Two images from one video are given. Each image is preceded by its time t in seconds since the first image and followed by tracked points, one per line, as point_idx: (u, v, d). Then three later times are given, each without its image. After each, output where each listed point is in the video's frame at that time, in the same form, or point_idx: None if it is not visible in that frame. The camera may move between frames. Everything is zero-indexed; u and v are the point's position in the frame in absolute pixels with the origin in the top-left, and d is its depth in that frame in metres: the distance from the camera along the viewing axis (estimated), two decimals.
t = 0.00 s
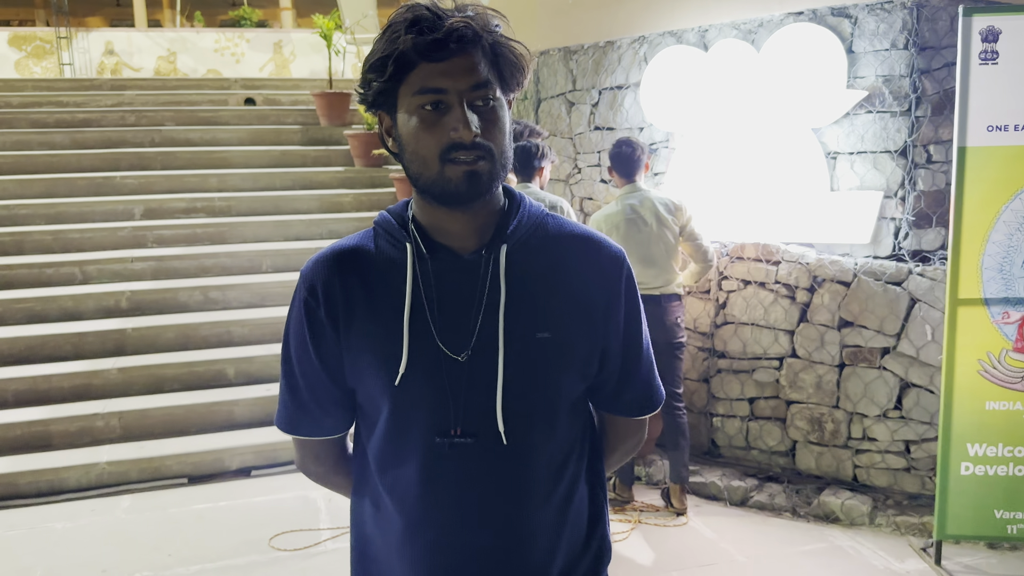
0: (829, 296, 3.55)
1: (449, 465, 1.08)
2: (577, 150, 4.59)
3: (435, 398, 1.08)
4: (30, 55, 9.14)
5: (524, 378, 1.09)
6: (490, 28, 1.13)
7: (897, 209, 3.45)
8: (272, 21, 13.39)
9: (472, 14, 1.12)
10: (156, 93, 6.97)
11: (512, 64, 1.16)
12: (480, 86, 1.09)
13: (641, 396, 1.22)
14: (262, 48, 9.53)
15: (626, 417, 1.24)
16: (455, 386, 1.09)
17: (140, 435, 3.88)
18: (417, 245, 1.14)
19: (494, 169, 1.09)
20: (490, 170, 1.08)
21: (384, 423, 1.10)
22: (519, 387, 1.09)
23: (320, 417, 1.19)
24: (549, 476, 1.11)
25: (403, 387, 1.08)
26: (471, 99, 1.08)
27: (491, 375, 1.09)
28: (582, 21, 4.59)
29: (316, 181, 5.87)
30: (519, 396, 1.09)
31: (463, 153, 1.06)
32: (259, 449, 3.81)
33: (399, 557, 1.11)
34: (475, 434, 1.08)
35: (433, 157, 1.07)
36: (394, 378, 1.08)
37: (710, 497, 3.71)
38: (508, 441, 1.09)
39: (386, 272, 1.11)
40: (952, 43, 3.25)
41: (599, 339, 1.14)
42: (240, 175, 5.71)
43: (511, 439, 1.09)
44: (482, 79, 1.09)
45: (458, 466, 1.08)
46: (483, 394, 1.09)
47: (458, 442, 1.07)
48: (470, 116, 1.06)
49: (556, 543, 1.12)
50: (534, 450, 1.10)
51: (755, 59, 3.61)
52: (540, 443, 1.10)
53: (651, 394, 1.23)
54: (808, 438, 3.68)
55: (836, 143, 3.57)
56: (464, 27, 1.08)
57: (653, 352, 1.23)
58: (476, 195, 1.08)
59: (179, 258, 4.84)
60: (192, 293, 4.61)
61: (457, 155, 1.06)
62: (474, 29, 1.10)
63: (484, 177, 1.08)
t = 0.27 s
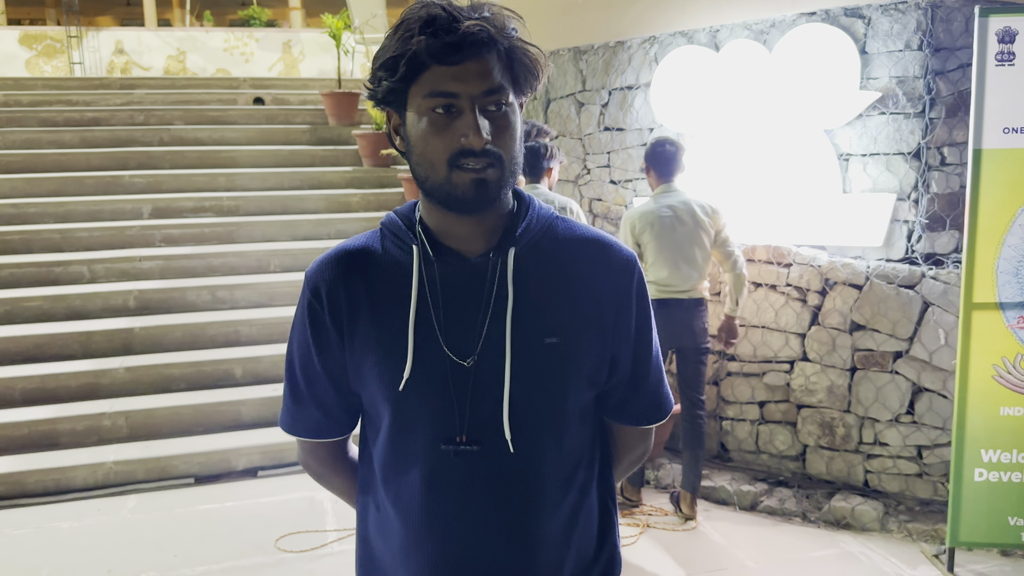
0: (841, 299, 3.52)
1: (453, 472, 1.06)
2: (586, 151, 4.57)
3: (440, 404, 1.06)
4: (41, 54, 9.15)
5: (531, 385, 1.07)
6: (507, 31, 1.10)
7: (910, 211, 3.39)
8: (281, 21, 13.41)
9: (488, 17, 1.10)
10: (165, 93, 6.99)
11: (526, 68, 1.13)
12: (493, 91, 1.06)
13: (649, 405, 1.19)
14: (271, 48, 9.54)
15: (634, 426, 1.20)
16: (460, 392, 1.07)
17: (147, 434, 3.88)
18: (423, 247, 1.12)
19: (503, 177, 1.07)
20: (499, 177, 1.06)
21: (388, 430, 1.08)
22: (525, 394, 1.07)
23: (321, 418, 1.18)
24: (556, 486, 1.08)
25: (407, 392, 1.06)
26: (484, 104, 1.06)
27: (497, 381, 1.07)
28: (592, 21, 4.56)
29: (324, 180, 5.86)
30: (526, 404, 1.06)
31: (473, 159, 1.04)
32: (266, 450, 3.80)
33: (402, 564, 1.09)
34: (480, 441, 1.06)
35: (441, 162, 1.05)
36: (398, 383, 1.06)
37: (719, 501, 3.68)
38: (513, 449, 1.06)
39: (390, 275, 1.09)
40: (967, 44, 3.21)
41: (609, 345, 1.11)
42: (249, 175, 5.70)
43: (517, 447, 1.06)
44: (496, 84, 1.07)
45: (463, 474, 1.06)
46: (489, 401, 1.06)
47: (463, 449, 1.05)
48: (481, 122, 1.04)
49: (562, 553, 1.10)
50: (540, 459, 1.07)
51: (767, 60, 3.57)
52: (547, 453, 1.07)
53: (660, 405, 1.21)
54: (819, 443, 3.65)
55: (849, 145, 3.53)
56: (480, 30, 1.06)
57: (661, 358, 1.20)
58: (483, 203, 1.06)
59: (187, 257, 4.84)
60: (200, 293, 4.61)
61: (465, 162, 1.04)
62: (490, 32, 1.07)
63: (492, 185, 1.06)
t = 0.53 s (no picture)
0: (850, 302, 3.49)
1: (455, 477, 1.04)
2: (594, 152, 4.55)
3: (440, 408, 1.04)
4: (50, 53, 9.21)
5: (532, 391, 1.05)
6: (519, 31, 1.09)
7: (920, 215, 3.37)
8: (289, 21, 13.43)
9: (500, 15, 1.08)
10: (173, 92, 7.00)
11: (538, 69, 1.12)
12: (504, 91, 1.05)
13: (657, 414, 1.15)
14: (279, 48, 9.55)
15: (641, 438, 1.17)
16: (462, 396, 1.05)
17: (153, 434, 3.88)
18: (428, 249, 1.11)
19: (513, 178, 1.05)
20: (508, 178, 1.04)
21: (387, 434, 1.06)
22: (527, 399, 1.05)
23: (319, 432, 1.14)
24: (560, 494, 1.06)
25: (407, 396, 1.04)
26: (494, 104, 1.05)
27: (499, 386, 1.05)
28: (600, 22, 4.55)
29: (331, 181, 5.86)
30: (528, 409, 1.04)
31: (482, 160, 1.02)
32: (272, 450, 3.80)
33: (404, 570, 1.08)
34: (482, 446, 1.04)
35: (449, 162, 1.03)
36: (398, 386, 1.04)
37: (727, 505, 3.65)
38: (515, 455, 1.04)
39: (395, 278, 1.08)
40: (979, 45, 3.19)
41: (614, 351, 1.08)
42: (256, 175, 5.70)
43: (520, 451, 1.04)
44: (507, 84, 1.05)
45: (465, 478, 1.04)
46: (490, 405, 1.05)
47: (465, 454, 1.03)
48: (491, 122, 1.03)
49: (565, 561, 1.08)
50: (542, 465, 1.05)
51: (777, 61, 3.55)
52: (549, 459, 1.05)
53: (669, 413, 1.16)
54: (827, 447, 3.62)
55: (859, 146, 3.51)
56: (491, 28, 1.05)
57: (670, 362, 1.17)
58: (492, 204, 1.04)
59: (194, 257, 4.84)
60: (207, 293, 4.61)
61: (474, 162, 1.03)
62: (502, 31, 1.06)
63: (501, 186, 1.04)
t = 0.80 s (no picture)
0: (856, 305, 3.48)
1: (459, 471, 0.99)
2: (600, 153, 4.55)
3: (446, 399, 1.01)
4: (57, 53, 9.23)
5: (538, 382, 1.01)
6: (525, 34, 1.08)
7: (927, 217, 3.36)
8: (295, 22, 13.46)
9: (507, 18, 1.07)
10: (179, 92, 7.02)
11: (545, 72, 1.11)
12: (509, 93, 1.04)
13: (675, 412, 1.04)
14: (285, 48, 9.57)
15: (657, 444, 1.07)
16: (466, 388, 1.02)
17: (157, 434, 3.89)
18: (433, 246, 1.08)
19: (516, 178, 1.04)
20: (512, 179, 1.03)
21: (390, 429, 1.02)
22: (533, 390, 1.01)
23: (312, 439, 1.05)
24: (570, 491, 1.00)
25: (412, 388, 1.01)
26: (499, 106, 1.04)
27: (504, 377, 1.01)
28: (606, 23, 4.54)
29: (337, 181, 5.86)
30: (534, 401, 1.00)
31: (485, 160, 1.01)
32: (276, 451, 3.80)
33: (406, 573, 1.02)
34: (487, 438, 1.00)
35: (454, 162, 1.03)
36: (404, 377, 1.01)
37: (732, 508, 3.65)
38: (521, 447, 1.00)
39: (399, 274, 1.06)
40: (986, 48, 3.18)
41: (622, 344, 1.03)
42: (261, 175, 5.71)
43: (525, 444, 1.00)
44: (512, 87, 1.04)
45: (471, 473, 0.99)
46: (496, 397, 1.01)
47: (470, 447, 0.99)
48: (495, 123, 1.02)
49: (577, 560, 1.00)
50: (548, 458, 1.00)
51: (783, 63, 3.54)
52: (556, 452, 1.00)
53: (691, 412, 1.05)
54: (833, 450, 3.61)
55: (866, 149, 3.49)
56: (498, 32, 1.04)
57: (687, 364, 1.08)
58: (495, 204, 1.03)
59: (200, 257, 4.85)
60: (212, 292, 4.61)
61: (478, 163, 1.02)
62: (508, 34, 1.05)
63: (504, 187, 1.03)
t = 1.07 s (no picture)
0: (860, 306, 3.48)
1: (463, 463, 0.99)
2: (603, 154, 4.55)
3: (451, 392, 0.99)
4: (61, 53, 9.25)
5: (542, 379, 0.99)
6: (522, 29, 1.05)
7: (931, 218, 3.36)
8: (299, 22, 13.48)
9: (503, 14, 1.05)
10: (183, 93, 7.03)
11: (548, 68, 1.07)
12: (499, 88, 1.01)
13: (663, 413, 1.03)
14: (289, 49, 9.59)
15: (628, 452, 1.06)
16: (471, 383, 1.00)
17: (160, 433, 3.89)
18: (439, 243, 1.06)
19: (504, 173, 1.01)
20: (498, 174, 1.00)
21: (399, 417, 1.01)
22: (537, 386, 0.99)
23: (333, 434, 1.03)
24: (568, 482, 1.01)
25: (418, 380, 1.00)
26: (488, 100, 1.01)
27: (508, 372, 0.99)
28: (610, 24, 4.55)
29: (340, 181, 5.87)
30: (539, 398, 0.99)
31: (470, 153, 0.99)
32: (279, 450, 3.81)
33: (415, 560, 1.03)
34: (491, 431, 0.99)
35: (440, 156, 1.01)
36: (411, 369, 1.00)
37: (735, 509, 3.65)
38: (525, 439, 0.99)
39: (404, 270, 1.04)
40: (991, 49, 3.19)
41: (623, 339, 1.02)
42: (265, 175, 5.72)
43: (530, 439, 0.99)
44: (503, 81, 1.02)
45: (475, 465, 0.99)
46: (500, 392, 0.99)
47: (474, 440, 0.98)
48: (480, 117, 0.99)
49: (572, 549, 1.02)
50: (550, 453, 1.00)
51: (787, 64, 3.55)
52: (558, 446, 1.00)
53: (676, 418, 1.04)
54: (836, 452, 3.60)
55: (869, 150, 3.50)
56: (488, 27, 1.02)
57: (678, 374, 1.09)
58: (481, 199, 1.01)
59: (204, 257, 4.86)
60: (216, 292, 4.62)
61: (462, 156, 1.00)
62: (501, 29, 1.03)
63: (490, 180, 1.00)
